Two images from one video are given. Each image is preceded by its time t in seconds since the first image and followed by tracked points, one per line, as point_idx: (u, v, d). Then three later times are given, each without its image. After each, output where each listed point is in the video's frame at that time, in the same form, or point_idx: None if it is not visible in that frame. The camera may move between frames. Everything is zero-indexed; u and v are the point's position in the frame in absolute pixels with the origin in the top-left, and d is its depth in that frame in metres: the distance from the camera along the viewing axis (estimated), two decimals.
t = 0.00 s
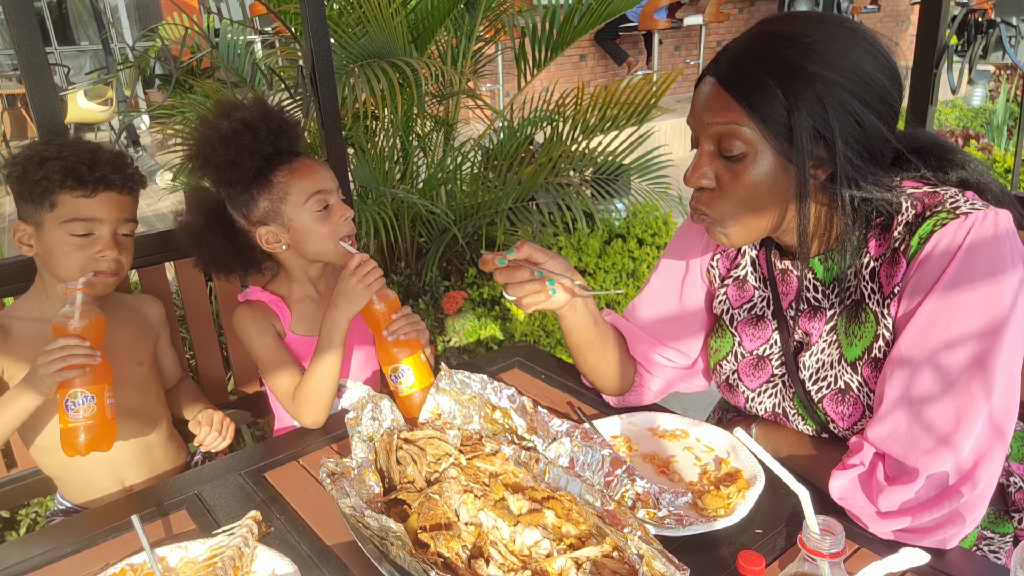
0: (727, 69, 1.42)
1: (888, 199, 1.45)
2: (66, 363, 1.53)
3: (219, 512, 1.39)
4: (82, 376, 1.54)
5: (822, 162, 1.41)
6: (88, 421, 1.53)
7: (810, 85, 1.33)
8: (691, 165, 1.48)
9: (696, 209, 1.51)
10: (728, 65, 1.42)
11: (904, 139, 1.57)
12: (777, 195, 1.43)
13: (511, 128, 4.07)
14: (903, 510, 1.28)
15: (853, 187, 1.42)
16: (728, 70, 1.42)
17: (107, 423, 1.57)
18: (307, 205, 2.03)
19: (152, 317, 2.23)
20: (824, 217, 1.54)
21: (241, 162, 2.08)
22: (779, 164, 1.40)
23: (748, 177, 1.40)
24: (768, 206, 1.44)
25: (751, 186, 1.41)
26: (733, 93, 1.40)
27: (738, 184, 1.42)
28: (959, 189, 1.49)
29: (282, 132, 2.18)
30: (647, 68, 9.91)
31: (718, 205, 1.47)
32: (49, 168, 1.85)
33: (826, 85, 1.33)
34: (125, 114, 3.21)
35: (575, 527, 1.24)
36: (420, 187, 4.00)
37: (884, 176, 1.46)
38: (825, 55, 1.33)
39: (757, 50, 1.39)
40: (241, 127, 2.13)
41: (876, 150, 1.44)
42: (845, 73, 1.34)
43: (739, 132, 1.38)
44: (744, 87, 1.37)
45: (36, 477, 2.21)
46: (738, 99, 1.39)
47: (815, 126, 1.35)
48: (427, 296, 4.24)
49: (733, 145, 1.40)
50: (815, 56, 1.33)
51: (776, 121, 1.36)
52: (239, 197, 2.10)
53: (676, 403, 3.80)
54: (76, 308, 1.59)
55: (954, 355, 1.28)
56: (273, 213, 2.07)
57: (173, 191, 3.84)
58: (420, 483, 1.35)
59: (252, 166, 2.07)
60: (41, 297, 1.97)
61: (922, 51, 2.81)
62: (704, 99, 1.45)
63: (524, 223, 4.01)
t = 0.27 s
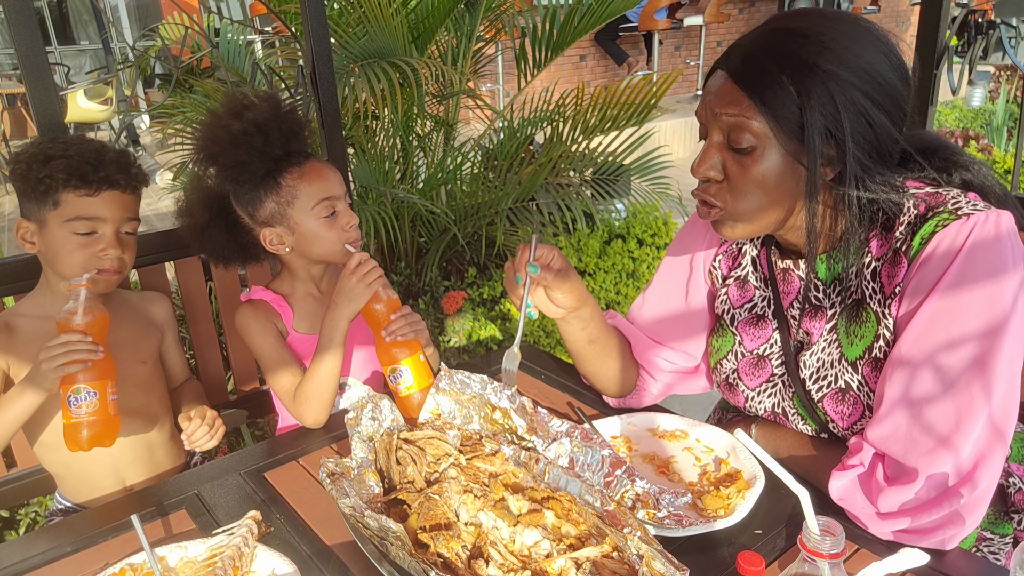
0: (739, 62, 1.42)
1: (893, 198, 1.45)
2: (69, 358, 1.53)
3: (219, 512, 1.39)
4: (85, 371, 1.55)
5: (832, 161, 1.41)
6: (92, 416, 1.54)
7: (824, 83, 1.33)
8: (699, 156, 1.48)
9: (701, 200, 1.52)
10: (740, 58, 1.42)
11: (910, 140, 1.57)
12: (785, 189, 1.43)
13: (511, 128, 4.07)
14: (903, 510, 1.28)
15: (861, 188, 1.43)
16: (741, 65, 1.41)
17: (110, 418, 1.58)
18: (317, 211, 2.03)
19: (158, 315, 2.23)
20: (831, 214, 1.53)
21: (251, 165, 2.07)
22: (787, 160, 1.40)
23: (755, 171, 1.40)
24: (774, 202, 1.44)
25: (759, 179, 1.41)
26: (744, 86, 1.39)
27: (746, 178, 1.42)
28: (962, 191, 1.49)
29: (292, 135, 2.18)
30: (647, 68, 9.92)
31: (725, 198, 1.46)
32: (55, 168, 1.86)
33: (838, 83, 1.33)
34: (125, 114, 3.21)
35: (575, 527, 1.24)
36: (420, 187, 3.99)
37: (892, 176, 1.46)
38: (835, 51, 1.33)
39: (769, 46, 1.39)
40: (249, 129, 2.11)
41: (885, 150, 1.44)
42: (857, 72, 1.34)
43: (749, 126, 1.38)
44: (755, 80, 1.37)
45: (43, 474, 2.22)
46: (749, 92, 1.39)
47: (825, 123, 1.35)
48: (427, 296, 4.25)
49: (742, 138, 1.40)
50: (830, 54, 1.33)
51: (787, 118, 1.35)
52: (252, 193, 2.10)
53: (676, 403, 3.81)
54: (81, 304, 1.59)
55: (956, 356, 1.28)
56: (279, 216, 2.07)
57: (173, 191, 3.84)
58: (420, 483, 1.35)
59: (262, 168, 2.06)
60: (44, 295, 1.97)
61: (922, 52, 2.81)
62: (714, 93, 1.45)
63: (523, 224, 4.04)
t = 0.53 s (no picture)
0: (741, 64, 1.41)
1: (895, 201, 1.44)
2: (89, 357, 1.55)
3: (219, 512, 1.39)
4: (107, 368, 1.57)
5: (835, 164, 1.41)
6: (117, 413, 1.54)
7: (827, 86, 1.32)
8: (700, 159, 1.48)
9: (702, 203, 1.52)
10: (743, 60, 1.41)
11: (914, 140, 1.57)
12: (786, 191, 1.42)
13: (511, 127, 4.06)
14: (903, 509, 1.28)
15: (865, 192, 1.42)
16: (744, 67, 1.41)
17: (134, 413, 1.59)
18: (312, 210, 2.02)
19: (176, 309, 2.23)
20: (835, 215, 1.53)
21: (247, 167, 2.07)
22: (789, 164, 1.39)
23: (756, 175, 1.40)
24: (776, 204, 1.44)
25: (760, 183, 1.41)
26: (746, 90, 1.39)
27: (747, 181, 1.41)
28: (966, 190, 1.49)
29: (286, 135, 2.17)
30: (647, 67, 9.92)
31: (728, 201, 1.46)
32: (44, 170, 1.85)
33: (839, 85, 1.33)
34: (125, 114, 3.21)
35: (575, 527, 1.24)
36: (420, 187, 4.00)
37: (895, 178, 1.46)
38: (836, 53, 1.33)
39: (773, 47, 1.38)
40: (243, 132, 2.11)
41: (888, 150, 1.43)
42: (860, 75, 1.34)
43: (750, 130, 1.38)
44: (756, 83, 1.37)
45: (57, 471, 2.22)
46: (750, 96, 1.38)
47: (828, 126, 1.34)
48: (428, 296, 4.25)
49: (744, 143, 1.40)
50: (833, 57, 1.33)
51: (789, 122, 1.35)
52: (247, 196, 2.08)
53: (676, 402, 3.81)
54: (97, 303, 1.60)
55: (959, 355, 1.28)
56: (276, 217, 2.07)
57: (173, 191, 3.84)
58: (420, 483, 1.35)
59: (257, 171, 2.06)
60: (60, 294, 1.97)
61: (922, 50, 2.81)
62: (715, 96, 1.45)
63: (523, 224, 4.07)
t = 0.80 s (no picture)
0: (737, 72, 1.41)
1: (894, 205, 1.44)
2: (120, 353, 1.58)
3: (219, 512, 1.39)
4: (137, 362, 1.60)
5: (832, 170, 1.41)
6: (149, 406, 1.59)
7: (824, 92, 1.32)
8: (698, 165, 1.48)
9: (703, 209, 1.52)
10: (739, 68, 1.41)
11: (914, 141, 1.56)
12: (785, 198, 1.42)
13: (511, 127, 4.06)
14: (903, 509, 1.28)
15: (862, 196, 1.42)
16: (739, 74, 1.40)
17: (165, 405, 1.64)
18: (304, 211, 2.02)
19: (191, 304, 2.22)
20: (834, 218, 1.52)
21: (234, 173, 2.07)
22: (787, 170, 1.40)
23: (754, 181, 1.40)
24: (775, 210, 1.44)
25: (759, 190, 1.41)
26: (741, 97, 1.39)
27: (746, 188, 1.42)
28: (967, 192, 1.49)
29: (273, 138, 2.15)
30: (647, 68, 9.92)
31: (727, 207, 1.47)
32: (31, 183, 1.84)
33: (835, 91, 1.33)
34: (125, 114, 3.21)
35: (575, 527, 1.24)
36: (420, 187, 4.00)
37: (893, 181, 1.46)
38: (831, 58, 1.33)
39: (769, 54, 1.38)
40: (229, 138, 2.10)
41: (887, 153, 1.43)
42: (856, 80, 1.34)
43: (747, 137, 1.38)
44: (752, 90, 1.37)
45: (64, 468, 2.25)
46: (747, 103, 1.38)
47: (824, 131, 1.34)
48: (428, 296, 4.25)
49: (741, 149, 1.40)
50: (829, 62, 1.32)
51: (786, 129, 1.35)
52: (240, 202, 2.08)
53: (676, 402, 3.82)
54: (125, 300, 1.62)
55: (961, 355, 1.28)
56: (269, 222, 2.07)
57: (173, 191, 3.84)
58: (420, 483, 1.36)
59: (245, 175, 2.06)
60: (78, 291, 1.98)
61: (922, 49, 2.80)
62: (712, 103, 1.45)
63: (523, 223, 4.07)
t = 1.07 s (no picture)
0: (738, 70, 1.41)
1: (893, 204, 1.44)
2: (140, 348, 1.61)
3: (219, 512, 1.39)
4: (156, 357, 1.61)
5: (833, 169, 1.41)
6: (168, 400, 1.60)
7: (824, 91, 1.33)
8: (698, 165, 1.49)
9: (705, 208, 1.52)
10: (740, 66, 1.41)
11: (915, 141, 1.56)
12: (785, 197, 1.42)
13: (511, 128, 4.06)
14: (903, 509, 1.28)
15: (861, 195, 1.42)
16: (740, 73, 1.41)
17: (184, 398, 1.65)
18: (305, 216, 2.02)
19: (201, 301, 2.22)
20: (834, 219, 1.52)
21: (232, 180, 2.06)
22: (788, 168, 1.40)
23: (755, 180, 1.41)
24: (776, 209, 1.44)
25: (760, 189, 1.41)
26: (742, 95, 1.39)
27: (747, 188, 1.42)
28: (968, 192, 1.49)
29: (269, 142, 2.12)
30: (647, 68, 9.92)
31: (728, 206, 1.47)
32: (37, 190, 1.82)
33: (835, 90, 1.33)
34: (125, 114, 3.21)
35: (575, 527, 1.24)
36: (420, 187, 4.00)
37: (894, 180, 1.46)
38: (832, 57, 1.33)
39: (770, 53, 1.38)
40: (224, 145, 2.07)
41: (887, 152, 1.43)
42: (857, 78, 1.34)
43: (748, 137, 1.38)
44: (752, 89, 1.37)
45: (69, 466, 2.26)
46: (747, 102, 1.38)
47: (825, 131, 1.35)
48: (428, 296, 4.25)
49: (742, 149, 1.40)
50: (830, 61, 1.33)
51: (787, 128, 1.35)
52: (238, 208, 2.09)
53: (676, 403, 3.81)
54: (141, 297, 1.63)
55: (962, 355, 1.28)
56: (270, 226, 2.07)
57: (173, 191, 3.84)
58: (419, 483, 1.35)
59: (242, 182, 2.05)
60: (89, 289, 1.98)
61: (922, 50, 2.80)
62: (712, 102, 1.45)
63: (523, 224, 4.07)
